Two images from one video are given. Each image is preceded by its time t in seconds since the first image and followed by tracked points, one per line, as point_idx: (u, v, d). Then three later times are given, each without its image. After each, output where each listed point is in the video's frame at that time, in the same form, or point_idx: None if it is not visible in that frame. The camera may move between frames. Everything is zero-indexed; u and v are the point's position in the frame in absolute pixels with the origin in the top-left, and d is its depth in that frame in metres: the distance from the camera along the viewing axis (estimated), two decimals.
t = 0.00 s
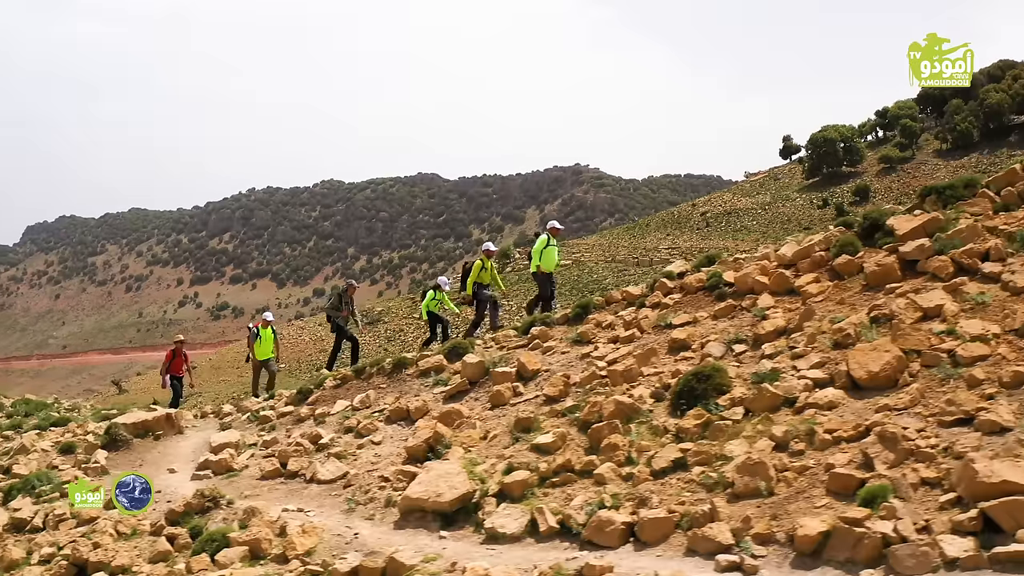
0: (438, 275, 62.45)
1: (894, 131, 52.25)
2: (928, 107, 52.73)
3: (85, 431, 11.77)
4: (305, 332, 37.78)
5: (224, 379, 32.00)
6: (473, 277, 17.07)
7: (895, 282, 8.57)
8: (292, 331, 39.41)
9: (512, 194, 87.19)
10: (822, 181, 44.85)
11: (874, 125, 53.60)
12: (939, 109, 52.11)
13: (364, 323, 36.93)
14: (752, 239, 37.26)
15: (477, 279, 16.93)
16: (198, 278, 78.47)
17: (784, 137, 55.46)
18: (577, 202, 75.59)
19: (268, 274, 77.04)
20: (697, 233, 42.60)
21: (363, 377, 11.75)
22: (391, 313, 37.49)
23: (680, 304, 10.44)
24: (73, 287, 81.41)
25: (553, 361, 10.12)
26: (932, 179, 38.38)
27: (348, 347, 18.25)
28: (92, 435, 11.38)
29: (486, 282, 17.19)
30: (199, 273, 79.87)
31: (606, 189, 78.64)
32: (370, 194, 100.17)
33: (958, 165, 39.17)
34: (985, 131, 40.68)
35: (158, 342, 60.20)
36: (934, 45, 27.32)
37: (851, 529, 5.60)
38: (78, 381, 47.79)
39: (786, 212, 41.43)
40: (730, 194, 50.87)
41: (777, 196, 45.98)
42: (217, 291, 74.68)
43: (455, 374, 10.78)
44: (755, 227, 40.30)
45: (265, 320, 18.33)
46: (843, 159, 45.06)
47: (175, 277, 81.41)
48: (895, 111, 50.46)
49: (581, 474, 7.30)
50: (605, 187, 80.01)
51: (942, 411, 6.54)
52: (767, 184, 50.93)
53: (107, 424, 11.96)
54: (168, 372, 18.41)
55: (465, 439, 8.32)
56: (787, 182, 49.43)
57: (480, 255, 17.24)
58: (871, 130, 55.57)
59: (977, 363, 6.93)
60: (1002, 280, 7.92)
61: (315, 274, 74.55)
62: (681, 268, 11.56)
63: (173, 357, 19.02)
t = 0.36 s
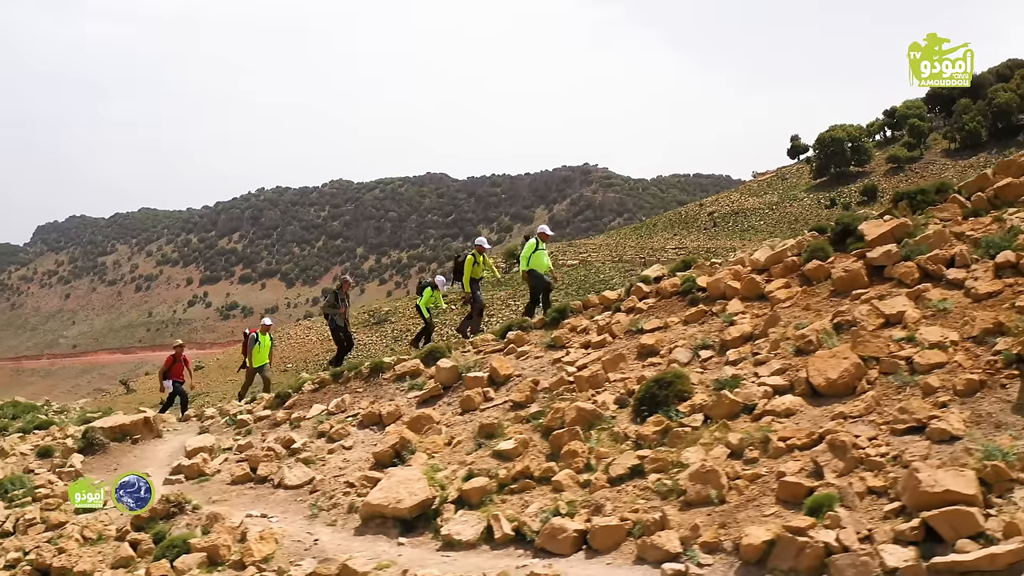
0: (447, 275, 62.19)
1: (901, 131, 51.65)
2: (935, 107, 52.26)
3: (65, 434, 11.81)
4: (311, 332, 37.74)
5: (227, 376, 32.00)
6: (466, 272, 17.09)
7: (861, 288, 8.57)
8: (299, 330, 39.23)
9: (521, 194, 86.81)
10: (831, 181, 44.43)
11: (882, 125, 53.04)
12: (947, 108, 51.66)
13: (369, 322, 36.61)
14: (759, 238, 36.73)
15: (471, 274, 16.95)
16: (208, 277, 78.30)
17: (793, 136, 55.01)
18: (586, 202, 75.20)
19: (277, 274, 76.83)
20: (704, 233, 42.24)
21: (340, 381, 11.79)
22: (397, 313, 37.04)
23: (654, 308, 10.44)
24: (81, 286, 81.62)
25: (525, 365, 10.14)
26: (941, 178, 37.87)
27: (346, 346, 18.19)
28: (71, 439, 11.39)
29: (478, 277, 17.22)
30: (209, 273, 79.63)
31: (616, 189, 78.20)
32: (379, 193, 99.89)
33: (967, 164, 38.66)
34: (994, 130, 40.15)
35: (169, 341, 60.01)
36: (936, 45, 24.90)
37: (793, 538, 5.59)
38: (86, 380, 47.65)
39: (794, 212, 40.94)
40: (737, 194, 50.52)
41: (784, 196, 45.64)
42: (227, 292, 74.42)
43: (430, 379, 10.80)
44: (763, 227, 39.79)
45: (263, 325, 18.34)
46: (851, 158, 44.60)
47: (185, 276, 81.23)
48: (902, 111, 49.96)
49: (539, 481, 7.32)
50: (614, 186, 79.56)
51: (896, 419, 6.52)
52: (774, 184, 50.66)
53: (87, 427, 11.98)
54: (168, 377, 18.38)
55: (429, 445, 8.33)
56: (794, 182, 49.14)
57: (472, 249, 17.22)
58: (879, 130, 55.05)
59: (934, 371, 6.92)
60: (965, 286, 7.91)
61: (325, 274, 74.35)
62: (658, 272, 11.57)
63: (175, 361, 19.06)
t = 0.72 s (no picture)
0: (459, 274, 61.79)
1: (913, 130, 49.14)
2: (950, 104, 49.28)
3: (49, 438, 11.86)
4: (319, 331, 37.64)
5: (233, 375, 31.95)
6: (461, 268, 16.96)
7: (831, 294, 8.55)
8: (307, 330, 39.13)
9: (532, 194, 86.10)
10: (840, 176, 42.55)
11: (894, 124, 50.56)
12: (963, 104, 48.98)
13: (377, 320, 36.30)
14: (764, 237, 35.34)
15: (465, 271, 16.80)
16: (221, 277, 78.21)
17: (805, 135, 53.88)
18: (597, 201, 74.47)
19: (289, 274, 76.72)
20: (712, 233, 41.20)
21: (321, 386, 11.81)
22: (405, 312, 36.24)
23: (631, 314, 10.43)
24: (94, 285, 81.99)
25: (500, 372, 10.15)
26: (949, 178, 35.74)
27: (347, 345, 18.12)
28: (52, 443, 11.44)
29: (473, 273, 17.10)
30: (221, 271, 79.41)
31: (627, 187, 77.45)
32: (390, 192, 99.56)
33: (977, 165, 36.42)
34: (1006, 129, 37.71)
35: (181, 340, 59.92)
36: (939, 42, 23.00)
37: (739, 548, 5.58)
38: (98, 378, 47.70)
39: (803, 212, 39.17)
40: (748, 194, 49.89)
41: (794, 196, 44.01)
42: (239, 291, 74.33)
43: (408, 384, 10.80)
44: (771, 227, 38.25)
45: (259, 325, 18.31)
46: (861, 158, 42.52)
47: (197, 276, 81.11)
48: (914, 109, 47.51)
49: (501, 489, 7.32)
50: (625, 185, 78.75)
51: (852, 428, 6.52)
52: (785, 184, 49.35)
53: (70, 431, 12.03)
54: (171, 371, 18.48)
55: (397, 452, 8.35)
56: (805, 182, 47.46)
57: (466, 246, 17.14)
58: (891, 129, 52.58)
59: (894, 380, 6.91)
60: (931, 294, 7.90)
61: (337, 273, 74.22)
62: (638, 277, 11.55)
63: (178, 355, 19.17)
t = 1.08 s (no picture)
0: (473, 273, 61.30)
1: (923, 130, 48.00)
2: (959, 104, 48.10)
3: (35, 443, 11.91)
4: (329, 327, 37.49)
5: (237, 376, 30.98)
6: (461, 274, 16.94)
7: (803, 303, 8.54)
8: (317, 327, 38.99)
9: (545, 194, 84.98)
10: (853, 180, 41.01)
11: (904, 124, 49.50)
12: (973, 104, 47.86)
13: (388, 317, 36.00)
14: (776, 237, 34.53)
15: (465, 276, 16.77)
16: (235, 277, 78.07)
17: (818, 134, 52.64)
18: (610, 201, 73.47)
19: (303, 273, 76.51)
20: (725, 233, 40.44)
21: (304, 392, 11.85)
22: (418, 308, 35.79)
23: (610, 321, 10.44)
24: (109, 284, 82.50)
25: (478, 379, 10.16)
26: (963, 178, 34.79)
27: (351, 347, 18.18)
28: (36, 448, 11.49)
29: (473, 279, 17.07)
30: (235, 271, 79.24)
31: (641, 187, 76.39)
32: (403, 191, 99.11)
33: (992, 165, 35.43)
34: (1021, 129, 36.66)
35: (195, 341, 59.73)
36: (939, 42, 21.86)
37: (690, 562, 5.57)
38: (112, 377, 47.72)
39: (815, 213, 38.28)
40: (760, 194, 48.94)
41: (806, 196, 43.04)
42: (253, 290, 74.24)
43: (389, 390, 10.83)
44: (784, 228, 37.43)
45: (258, 328, 18.36)
46: (873, 158, 41.43)
47: (211, 275, 81.03)
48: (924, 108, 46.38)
49: (467, 498, 7.34)
50: (639, 186, 77.68)
51: (811, 439, 6.51)
52: (796, 184, 48.53)
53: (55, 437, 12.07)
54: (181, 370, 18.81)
55: (368, 460, 8.38)
56: (817, 181, 46.57)
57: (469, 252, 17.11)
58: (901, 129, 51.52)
59: (857, 391, 6.90)
60: (902, 303, 7.87)
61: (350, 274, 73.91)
62: (621, 284, 11.56)
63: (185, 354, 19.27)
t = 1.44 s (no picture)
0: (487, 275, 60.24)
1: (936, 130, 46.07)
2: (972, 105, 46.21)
3: (22, 449, 11.96)
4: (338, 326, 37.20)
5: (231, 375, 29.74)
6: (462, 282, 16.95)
7: (777, 312, 8.53)
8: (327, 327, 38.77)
9: (558, 194, 82.67)
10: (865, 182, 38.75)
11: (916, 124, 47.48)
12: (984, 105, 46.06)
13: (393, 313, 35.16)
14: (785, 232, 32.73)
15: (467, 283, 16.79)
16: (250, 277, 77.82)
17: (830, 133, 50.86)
18: (624, 200, 72.02)
19: (316, 273, 75.95)
20: (737, 233, 38.89)
21: (289, 399, 11.89)
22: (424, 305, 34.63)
23: (592, 328, 10.43)
24: (123, 284, 82.68)
25: (457, 388, 10.16)
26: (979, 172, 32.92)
27: (353, 350, 18.28)
28: (20, 455, 11.55)
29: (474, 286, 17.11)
30: (249, 271, 78.89)
31: (655, 186, 74.76)
32: (416, 189, 98.25)
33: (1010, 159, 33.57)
34: None
35: (208, 341, 59.29)
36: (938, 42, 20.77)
37: None
38: (126, 375, 47.63)
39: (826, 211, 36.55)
40: (772, 195, 47.17)
41: (818, 196, 41.29)
42: (267, 291, 73.89)
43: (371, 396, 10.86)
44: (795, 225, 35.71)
45: (256, 325, 18.35)
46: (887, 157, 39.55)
47: (226, 275, 80.67)
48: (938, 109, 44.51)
49: (433, 509, 7.35)
50: (653, 185, 76.06)
51: (772, 452, 6.50)
52: (808, 184, 46.90)
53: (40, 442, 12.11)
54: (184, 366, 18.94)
55: (340, 470, 8.39)
56: (830, 182, 44.90)
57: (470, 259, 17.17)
58: (913, 130, 49.55)
59: (821, 403, 6.88)
60: (872, 313, 7.85)
61: (364, 274, 73.27)
62: (604, 291, 11.57)
63: (187, 351, 19.31)
